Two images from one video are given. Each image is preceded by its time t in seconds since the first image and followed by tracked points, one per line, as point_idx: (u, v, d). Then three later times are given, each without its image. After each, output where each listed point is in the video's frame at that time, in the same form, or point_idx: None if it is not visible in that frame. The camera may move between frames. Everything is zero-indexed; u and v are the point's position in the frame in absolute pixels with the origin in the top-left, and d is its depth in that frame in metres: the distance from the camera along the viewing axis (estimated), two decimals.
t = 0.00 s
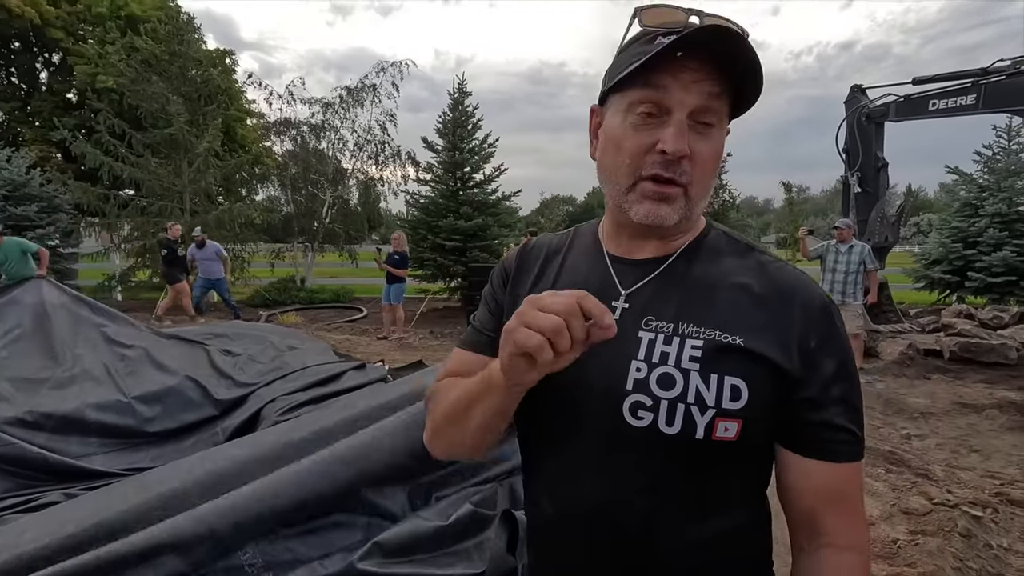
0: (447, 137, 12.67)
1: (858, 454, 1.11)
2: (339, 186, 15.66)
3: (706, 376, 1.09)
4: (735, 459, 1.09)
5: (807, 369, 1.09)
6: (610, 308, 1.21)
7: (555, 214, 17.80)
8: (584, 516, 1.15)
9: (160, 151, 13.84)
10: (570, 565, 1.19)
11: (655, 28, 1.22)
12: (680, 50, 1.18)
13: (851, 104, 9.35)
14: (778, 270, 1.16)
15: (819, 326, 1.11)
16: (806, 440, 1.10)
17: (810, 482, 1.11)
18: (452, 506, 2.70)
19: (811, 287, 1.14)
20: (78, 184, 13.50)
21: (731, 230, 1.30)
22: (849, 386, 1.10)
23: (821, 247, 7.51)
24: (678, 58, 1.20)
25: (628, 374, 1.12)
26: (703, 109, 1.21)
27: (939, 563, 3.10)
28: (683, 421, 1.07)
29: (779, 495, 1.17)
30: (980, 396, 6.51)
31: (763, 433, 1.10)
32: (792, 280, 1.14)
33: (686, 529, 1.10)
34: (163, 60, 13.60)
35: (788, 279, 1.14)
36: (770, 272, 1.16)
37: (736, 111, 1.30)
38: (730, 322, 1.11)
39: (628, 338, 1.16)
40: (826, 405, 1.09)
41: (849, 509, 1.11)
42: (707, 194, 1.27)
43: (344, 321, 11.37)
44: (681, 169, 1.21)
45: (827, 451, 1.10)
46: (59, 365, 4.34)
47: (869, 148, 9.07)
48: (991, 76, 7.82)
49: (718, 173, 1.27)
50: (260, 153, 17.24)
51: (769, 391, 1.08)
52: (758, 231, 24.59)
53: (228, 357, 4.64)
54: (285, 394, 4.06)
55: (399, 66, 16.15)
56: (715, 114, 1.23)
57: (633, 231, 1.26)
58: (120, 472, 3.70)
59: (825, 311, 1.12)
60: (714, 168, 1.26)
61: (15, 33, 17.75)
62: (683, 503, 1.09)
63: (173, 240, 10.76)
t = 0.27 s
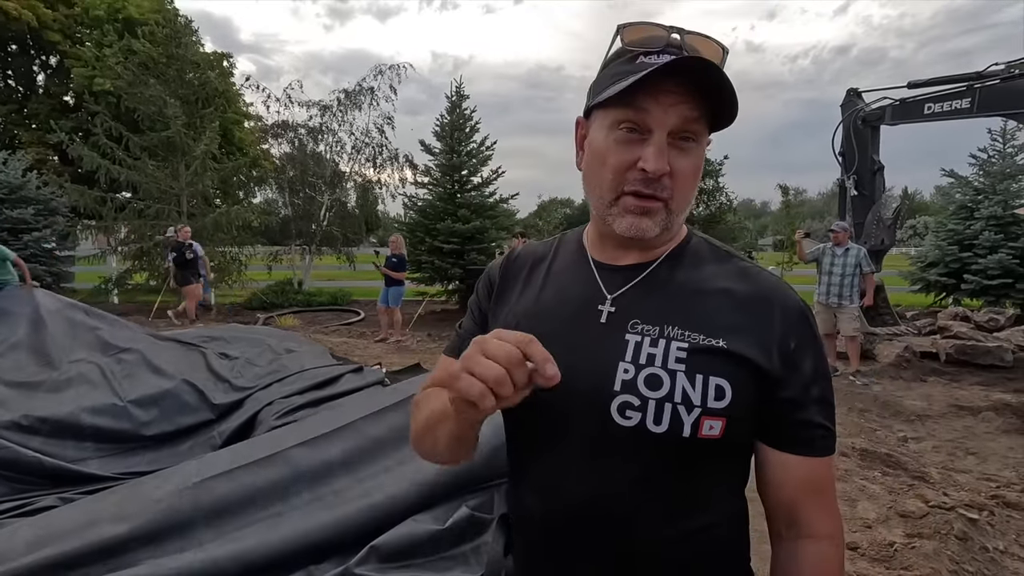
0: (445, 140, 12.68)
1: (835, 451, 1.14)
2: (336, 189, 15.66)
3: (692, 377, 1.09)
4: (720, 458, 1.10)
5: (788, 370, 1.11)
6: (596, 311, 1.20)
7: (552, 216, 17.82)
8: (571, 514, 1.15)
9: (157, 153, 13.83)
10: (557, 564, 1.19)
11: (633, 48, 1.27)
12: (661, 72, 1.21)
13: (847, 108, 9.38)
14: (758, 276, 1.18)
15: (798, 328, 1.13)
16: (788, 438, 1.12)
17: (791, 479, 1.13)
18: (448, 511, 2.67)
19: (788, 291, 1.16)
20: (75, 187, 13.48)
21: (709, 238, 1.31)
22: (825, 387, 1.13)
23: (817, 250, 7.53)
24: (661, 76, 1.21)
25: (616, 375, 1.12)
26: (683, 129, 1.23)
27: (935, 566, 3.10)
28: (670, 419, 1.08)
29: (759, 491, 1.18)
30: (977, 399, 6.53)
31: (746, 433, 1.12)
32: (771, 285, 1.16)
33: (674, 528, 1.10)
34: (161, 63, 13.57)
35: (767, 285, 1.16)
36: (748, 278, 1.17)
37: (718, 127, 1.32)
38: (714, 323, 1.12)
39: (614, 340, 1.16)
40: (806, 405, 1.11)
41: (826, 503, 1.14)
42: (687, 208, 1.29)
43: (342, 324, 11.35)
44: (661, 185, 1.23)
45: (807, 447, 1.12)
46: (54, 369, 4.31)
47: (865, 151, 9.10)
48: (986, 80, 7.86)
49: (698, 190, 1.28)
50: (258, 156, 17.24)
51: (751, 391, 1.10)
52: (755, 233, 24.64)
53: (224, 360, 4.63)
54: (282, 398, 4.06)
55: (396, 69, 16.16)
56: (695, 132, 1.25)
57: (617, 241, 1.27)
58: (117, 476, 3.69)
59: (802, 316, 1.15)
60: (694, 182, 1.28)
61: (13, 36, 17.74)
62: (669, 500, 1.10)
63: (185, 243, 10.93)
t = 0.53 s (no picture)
0: (443, 142, 12.67)
1: (830, 455, 1.13)
2: (334, 191, 15.65)
3: (685, 379, 1.09)
4: (714, 461, 1.10)
5: (781, 374, 1.11)
6: (592, 313, 1.20)
7: (550, 218, 17.84)
8: (568, 513, 1.16)
9: (154, 155, 13.81)
10: (554, 563, 1.20)
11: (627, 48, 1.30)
12: (650, 68, 1.23)
13: (844, 110, 9.40)
14: (755, 278, 1.17)
15: (793, 330, 1.12)
16: (783, 442, 1.11)
17: (785, 483, 1.12)
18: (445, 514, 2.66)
19: (784, 294, 1.16)
20: (72, 188, 13.45)
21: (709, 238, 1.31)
22: (821, 390, 1.12)
23: (814, 252, 7.53)
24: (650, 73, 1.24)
25: (610, 378, 1.13)
26: (674, 124, 1.24)
27: (932, 568, 3.10)
28: (663, 422, 1.08)
29: (755, 494, 1.17)
30: (973, 400, 6.54)
31: (741, 436, 1.11)
32: (768, 287, 1.16)
33: (668, 530, 1.11)
34: (158, 65, 13.53)
35: (764, 287, 1.15)
36: (746, 281, 1.17)
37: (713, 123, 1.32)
38: (708, 326, 1.12)
39: (608, 342, 1.16)
40: (801, 409, 1.10)
41: (821, 506, 1.14)
42: (683, 203, 1.28)
43: (339, 326, 11.34)
44: (654, 178, 1.23)
45: (802, 451, 1.11)
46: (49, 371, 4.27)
47: (862, 153, 9.12)
48: (982, 82, 7.88)
49: (693, 184, 1.28)
50: (255, 158, 17.23)
51: (744, 395, 1.09)
52: (752, 235, 24.71)
53: (221, 362, 4.61)
54: (279, 400, 4.04)
55: (395, 71, 16.14)
56: (689, 126, 1.25)
57: (614, 241, 1.27)
58: (112, 479, 3.68)
59: (797, 318, 1.14)
60: (690, 176, 1.27)
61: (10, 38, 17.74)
62: (663, 502, 1.10)
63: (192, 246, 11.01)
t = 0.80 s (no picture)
0: (440, 144, 12.66)
1: (841, 462, 1.08)
2: (332, 192, 15.63)
3: (681, 379, 1.09)
4: (713, 463, 1.08)
5: (782, 375, 1.09)
6: (592, 313, 1.22)
7: (548, 219, 17.85)
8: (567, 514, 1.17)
9: (151, 157, 13.79)
10: (555, 564, 1.20)
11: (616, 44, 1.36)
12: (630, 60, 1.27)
13: (841, 111, 9.42)
14: (756, 278, 1.16)
15: (795, 330, 1.10)
16: (785, 445, 1.09)
17: (788, 489, 1.09)
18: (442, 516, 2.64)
19: (786, 293, 1.14)
20: (69, 190, 13.44)
21: (715, 239, 1.30)
22: (827, 393, 1.08)
23: (811, 253, 7.53)
24: (630, 68, 1.28)
25: (607, 377, 1.14)
26: (656, 111, 1.25)
27: (929, 569, 3.10)
28: (657, 422, 1.08)
29: (760, 502, 1.15)
30: (970, 401, 6.55)
31: (741, 439, 1.09)
32: (769, 287, 1.14)
33: (665, 533, 1.10)
34: (155, 66, 13.51)
35: (765, 287, 1.14)
36: (747, 282, 1.16)
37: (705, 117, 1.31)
38: (706, 325, 1.12)
39: (607, 342, 1.17)
40: (804, 411, 1.07)
41: (828, 514, 1.09)
42: (674, 192, 1.26)
43: (337, 327, 11.33)
44: (638, 165, 1.23)
45: (804, 455, 1.08)
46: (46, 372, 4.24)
47: (859, 155, 9.14)
48: (978, 84, 7.90)
49: (682, 172, 1.26)
50: (253, 159, 17.23)
51: (743, 395, 1.08)
52: (749, 236, 24.77)
53: (219, 363, 4.60)
54: (277, 402, 4.02)
55: (393, 72, 16.13)
56: (673, 115, 1.26)
57: (610, 236, 1.28)
58: (109, 481, 3.66)
59: (800, 317, 1.11)
60: (680, 167, 1.26)
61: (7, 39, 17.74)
62: (660, 503, 1.09)
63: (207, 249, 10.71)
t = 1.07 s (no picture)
0: (439, 144, 12.65)
1: (848, 465, 1.07)
2: (331, 193, 15.58)
3: (684, 377, 1.08)
4: (716, 463, 1.08)
5: (787, 375, 1.07)
6: (597, 313, 1.22)
7: (547, 220, 17.86)
8: (569, 513, 1.17)
9: (149, 157, 13.75)
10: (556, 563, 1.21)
11: (622, 54, 1.32)
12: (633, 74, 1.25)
13: (839, 113, 9.44)
14: (761, 277, 1.16)
15: (800, 330, 1.09)
16: (791, 446, 1.07)
17: (794, 491, 1.08)
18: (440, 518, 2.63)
19: (792, 294, 1.13)
20: (67, 191, 13.41)
21: (722, 240, 1.29)
22: (833, 392, 1.07)
23: (809, 253, 7.54)
24: (635, 81, 1.25)
25: (610, 376, 1.14)
26: (662, 126, 1.23)
27: (928, 569, 3.11)
28: (660, 421, 1.07)
29: (766, 505, 1.13)
30: (969, 402, 6.56)
31: (745, 439, 1.08)
32: (775, 287, 1.14)
33: (668, 533, 1.10)
34: (154, 66, 13.48)
35: (771, 287, 1.13)
36: (752, 282, 1.15)
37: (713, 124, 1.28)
38: (708, 325, 1.11)
39: (610, 343, 1.17)
40: (809, 411, 1.06)
41: (835, 518, 1.07)
42: (680, 207, 1.25)
43: (336, 328, 11.31)
44: (643, 183, 1.22)
45: (809, 457, 1.06)
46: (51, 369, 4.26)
47: (857, 156, 9.14)
48: (976, 85, 7.91)
49: (689, 187, 1.25)
50: (252, 160, 17.21)
51: (747, 395, 1.07)
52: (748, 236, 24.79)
53: (217, 364, 4.59)
54: (275, 403, 4.00)
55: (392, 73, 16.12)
56: (680, 128, 1.23)
57: (616, 244, 1.28)
58: (105, 482, 3.64)
59: (806, 317, 1.10)
60: (686, 180, 1.24)
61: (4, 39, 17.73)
62: (664, 503, 1.09)
63: (219, 251, 10.33)
